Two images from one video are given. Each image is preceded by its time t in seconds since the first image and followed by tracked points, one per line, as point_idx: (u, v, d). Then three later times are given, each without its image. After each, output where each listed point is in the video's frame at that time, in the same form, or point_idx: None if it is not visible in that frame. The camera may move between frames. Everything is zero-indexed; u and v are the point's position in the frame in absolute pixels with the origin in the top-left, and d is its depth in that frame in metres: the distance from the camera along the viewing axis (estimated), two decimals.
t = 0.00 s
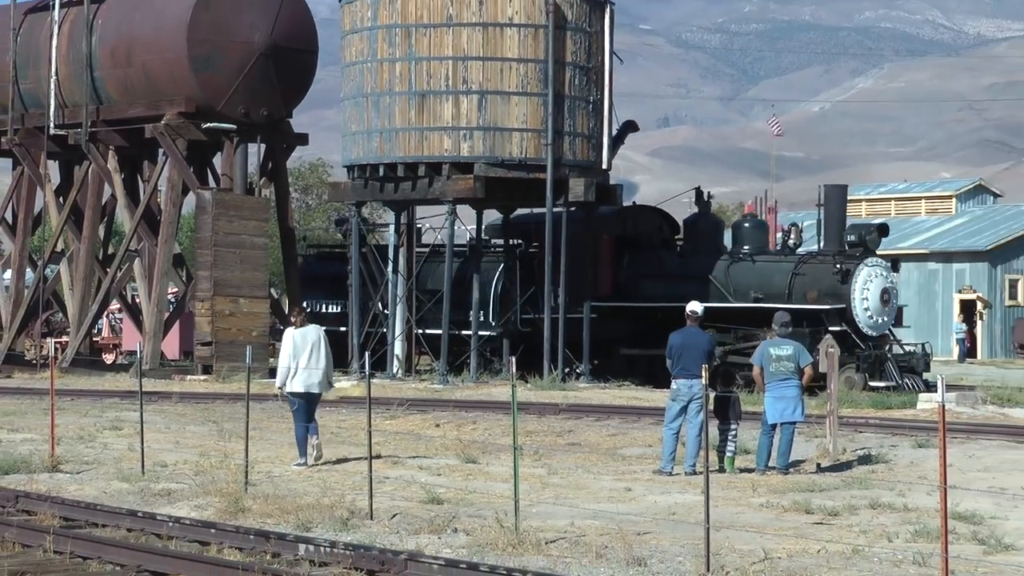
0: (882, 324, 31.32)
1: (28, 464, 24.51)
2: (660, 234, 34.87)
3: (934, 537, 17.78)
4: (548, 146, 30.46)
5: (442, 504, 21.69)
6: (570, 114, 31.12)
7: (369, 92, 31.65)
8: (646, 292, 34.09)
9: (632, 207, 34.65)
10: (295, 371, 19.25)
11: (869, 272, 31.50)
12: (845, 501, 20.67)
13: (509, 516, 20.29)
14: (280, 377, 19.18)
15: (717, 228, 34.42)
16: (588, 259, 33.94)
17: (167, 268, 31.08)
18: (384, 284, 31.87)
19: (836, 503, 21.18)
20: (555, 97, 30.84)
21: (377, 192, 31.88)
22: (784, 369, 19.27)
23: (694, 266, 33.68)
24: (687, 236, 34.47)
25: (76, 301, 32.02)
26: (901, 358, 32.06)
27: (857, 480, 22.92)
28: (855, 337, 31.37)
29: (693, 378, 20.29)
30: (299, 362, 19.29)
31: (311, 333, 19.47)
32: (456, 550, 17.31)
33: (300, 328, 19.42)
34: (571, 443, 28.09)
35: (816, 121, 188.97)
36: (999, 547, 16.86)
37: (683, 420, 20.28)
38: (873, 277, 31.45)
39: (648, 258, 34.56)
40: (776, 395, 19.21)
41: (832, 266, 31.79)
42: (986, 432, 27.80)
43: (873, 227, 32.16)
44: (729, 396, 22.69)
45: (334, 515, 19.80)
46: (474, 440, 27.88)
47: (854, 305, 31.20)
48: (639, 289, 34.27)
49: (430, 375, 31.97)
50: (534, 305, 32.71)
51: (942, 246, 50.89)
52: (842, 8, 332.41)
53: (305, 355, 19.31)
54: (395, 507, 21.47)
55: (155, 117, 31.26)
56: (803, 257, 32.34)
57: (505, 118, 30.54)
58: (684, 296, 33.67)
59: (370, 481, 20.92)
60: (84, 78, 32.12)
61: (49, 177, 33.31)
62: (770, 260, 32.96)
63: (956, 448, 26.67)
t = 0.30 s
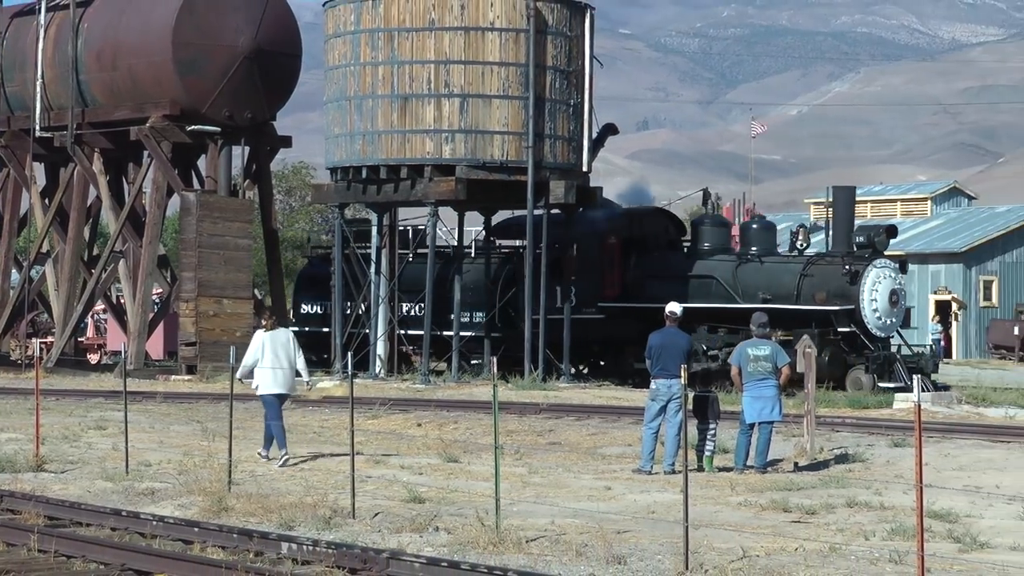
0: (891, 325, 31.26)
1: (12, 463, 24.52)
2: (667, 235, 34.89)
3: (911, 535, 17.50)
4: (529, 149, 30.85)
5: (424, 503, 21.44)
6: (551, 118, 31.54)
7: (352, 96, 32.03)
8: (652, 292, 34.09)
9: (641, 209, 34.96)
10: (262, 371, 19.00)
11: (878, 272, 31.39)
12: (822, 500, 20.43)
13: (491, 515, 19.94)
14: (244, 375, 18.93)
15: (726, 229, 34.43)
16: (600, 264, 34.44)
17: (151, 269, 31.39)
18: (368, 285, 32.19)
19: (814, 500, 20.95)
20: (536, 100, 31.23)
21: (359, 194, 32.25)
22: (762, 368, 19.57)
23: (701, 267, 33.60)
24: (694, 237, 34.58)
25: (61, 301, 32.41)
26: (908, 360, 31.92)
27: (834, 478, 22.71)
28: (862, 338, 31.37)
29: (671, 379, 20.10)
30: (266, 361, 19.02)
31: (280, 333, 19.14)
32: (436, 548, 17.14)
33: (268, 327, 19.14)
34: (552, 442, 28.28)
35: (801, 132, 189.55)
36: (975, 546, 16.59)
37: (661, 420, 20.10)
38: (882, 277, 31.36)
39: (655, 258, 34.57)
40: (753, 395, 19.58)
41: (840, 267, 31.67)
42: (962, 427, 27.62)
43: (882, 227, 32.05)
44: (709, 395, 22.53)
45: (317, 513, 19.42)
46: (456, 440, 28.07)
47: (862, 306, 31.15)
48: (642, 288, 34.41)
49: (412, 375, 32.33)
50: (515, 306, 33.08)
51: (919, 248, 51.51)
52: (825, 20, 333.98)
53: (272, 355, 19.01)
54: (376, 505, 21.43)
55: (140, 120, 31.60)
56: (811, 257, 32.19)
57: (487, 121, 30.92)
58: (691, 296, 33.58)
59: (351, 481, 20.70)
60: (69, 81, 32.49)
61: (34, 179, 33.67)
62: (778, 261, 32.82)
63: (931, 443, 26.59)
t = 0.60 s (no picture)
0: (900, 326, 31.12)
1: None
2: (673, 233, 35.34)
3: (889, 534, 17.45)
4: (507, 149, 30.86)
5: (402, 502, 21.10)
6: (529, 117, 31.55)
7: (330, 95, 32.00)
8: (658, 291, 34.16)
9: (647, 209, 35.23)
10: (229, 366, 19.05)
11: (889, 273, 31.22)
12: (799, 498, 20.39)
13: (469, 514, 19.76)
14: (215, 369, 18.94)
15: (731, 228, 34.40)
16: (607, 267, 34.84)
17: (129, 269, 31.35)
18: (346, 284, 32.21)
19: (791, 499, 20.90)
20: (514, 100, 31.24)
21: (337, 194, 32.25)
22: (738, 367, 19.49)
23: (707, 266, 33.62)
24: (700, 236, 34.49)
25: (39, 301, 32.37)
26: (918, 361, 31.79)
27: (812, 478, 22.65)
28: (871, 339, 31.22)
29: (650, 379, 19.94)
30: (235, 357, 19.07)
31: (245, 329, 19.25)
32: (413, 548, 16.95)
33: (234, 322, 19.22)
34: (531, 441, 28.18)
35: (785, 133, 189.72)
36: (953, 544, 16.49)
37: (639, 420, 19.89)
38: (892, 278, 31.19)
39: (661, 258, 34.88)
40: (731, 394, 19.41)
41: (849, 266, 31.55)
42: (941, 425, 27.52)
43: (893, 227, 31.84)
44: (687, 395, 22.54)
45: (294, 512, 19.16)
46: (434, 439, 27.95)
47: (871, 305, 31.01)
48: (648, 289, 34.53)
49: (390, 375, 32.32)
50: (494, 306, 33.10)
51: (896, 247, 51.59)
52: (807, 21, 334.43)
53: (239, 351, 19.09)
54: (354, 506, 21.25)
55: (117, 119, 31.55)
56: (819, 256, 32.13)
57: (465, 120, 30.90)
58: (697, 296, 33.57)
59: (329, 481, 20.47)
60: (46, 81, 32.47)
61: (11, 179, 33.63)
62: (786, 261, 32.81)
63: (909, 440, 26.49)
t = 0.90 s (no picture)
0: (911, 326, 30.25)
1: None
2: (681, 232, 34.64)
3: (866, 534, 17.41)
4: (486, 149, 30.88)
5: (380, 502, 21.15)
6: (507, 118, 31.57)
7: (308, 95, 31.99)
8: (660, 292, 33.19)
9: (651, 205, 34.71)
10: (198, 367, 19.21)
11: (899, 273, 30.28)
12: (776, 498, 20.34)
13: (447, 515, 19.66)
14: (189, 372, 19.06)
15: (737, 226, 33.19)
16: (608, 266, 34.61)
17: (106, 269, 31.32)
18: (323, 284, 32.23)
19: (768, 499, 20.84)
20: (492, 100, 31.25)
21: (315, 194, 32.26)
22: (717, 366, 19.45)
23: (713, 266, 32.52)
24: (706, 234, 33.19)
25: (16, 301, 32.40)
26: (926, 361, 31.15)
27: (790, 478, 22.62)
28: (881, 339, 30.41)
29: (627, 378, 19.94)
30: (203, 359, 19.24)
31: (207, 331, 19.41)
32: (392, 548, 16.88)
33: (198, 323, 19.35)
34: (509, 442, 28.10)
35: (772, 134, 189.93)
36: (929, 544, 16.48)
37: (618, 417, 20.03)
38: (902, 278, 30.25)
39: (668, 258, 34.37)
40: (708, 395, 19.36)
41: (859, 267, 30.56)
42: (919, 425, 27.24)
43: (902, 225, 30.88)
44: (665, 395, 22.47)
45: (273, 513, 19.04)
46: (413, 440, 27.88)
47: (881, 306, 30.07)
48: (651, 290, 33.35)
49: (369, 376, 32.32)
50: (472, 307, 33.10)
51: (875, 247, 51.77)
52: (793, 22, 335.12)
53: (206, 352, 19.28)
54: (332, 505, 21.14)
55: (95, 119, 31.55)
56: (829, 256, 31.04)
57: (443, 121, 30.89)
58: (702, 296, 32.50)
59: (307, 481, 20.34)
60: (24, 80, 32.54)
61: None
62: (796, 261, 31.73)
63: (889, 439, 26.49)
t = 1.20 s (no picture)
0: (921, 326, 29.99)
1: None
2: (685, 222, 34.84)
3: (843, 533, 17.40)
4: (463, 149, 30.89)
5: (358, 502, 21.12)
6: (485, 117, 31.57)
7: (285, 94, 31.96)
8: (666, 292, 32.84)
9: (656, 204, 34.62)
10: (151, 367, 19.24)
11: (908, 273, 30.03)
12: (755, 498, 20.35)
13: (424, 514, 19.59)
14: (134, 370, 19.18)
15: (744, 225, 32.88)
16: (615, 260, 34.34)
17: (83, 268, 31.30)
18: (300, 283, 32.22)
19: (745, 499, 20.81)
20: (470, 99, 31.24)
21: (293, 193, 32.23)
22: (695, 367, 19.40)
23: (721, 265, 32.21)
24: (713, 234, 32.99)
25: None
26: (937, 362, 30.55)
27: (766, 478, 22.63)
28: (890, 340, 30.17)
29: (605, 377, 19.79)
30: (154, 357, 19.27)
31: (171, 329, 19.39)
32: (370, 548, 16.80)
33: (161, 321, 19.42)
34: (487, 442, 28.02)
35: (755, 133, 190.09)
36: (905, 543, 16.50)
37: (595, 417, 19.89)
38: (911, 278, 29.97)
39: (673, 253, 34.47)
40: (684, 395, 19.31)
41: (868, 266, 30.25)
42: (895, 424, 27.20)
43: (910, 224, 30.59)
44: (643, 395, 22.45)
45: (250, 514, 18.94)
46: (390, 440, 27.82)
47: (891, 307, 29.76)
48: (656, 289, 32.98)
49: (346, 375, 32.33)
50: (448, 307, 33.11)
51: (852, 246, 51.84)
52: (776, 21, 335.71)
53: (162, 351, 19.28)
54: (309, 506, 21.06)
55: (71, 118, 31.54)
56: (837, 255, 30.72)
57: (420, 120, 30.89)
58: (710, 296, 32.17)
59: (284, 480, 20.27)
60: None
61: None
62: (804, 261, 31.40)
63: (867, 437, 26.52)
